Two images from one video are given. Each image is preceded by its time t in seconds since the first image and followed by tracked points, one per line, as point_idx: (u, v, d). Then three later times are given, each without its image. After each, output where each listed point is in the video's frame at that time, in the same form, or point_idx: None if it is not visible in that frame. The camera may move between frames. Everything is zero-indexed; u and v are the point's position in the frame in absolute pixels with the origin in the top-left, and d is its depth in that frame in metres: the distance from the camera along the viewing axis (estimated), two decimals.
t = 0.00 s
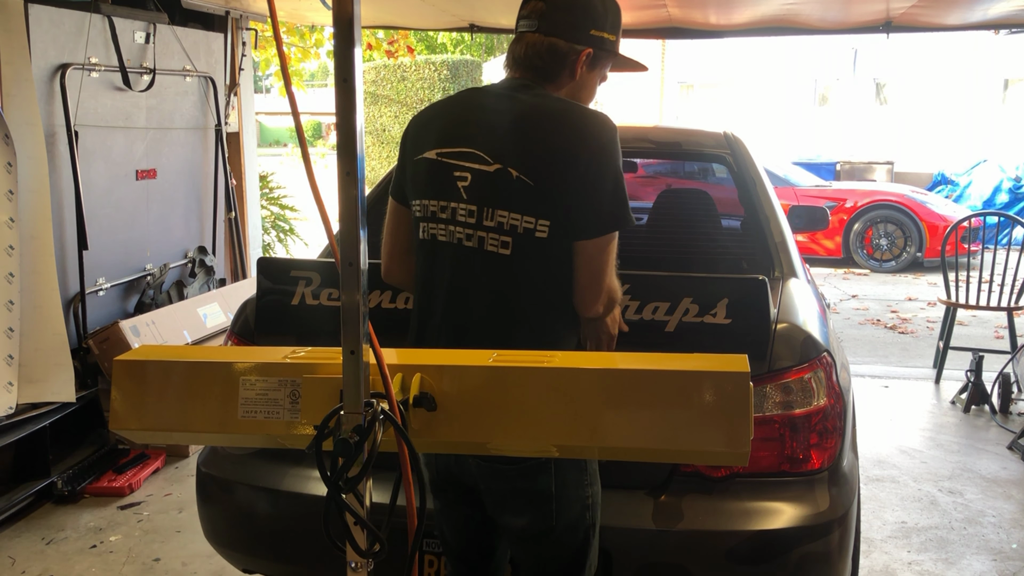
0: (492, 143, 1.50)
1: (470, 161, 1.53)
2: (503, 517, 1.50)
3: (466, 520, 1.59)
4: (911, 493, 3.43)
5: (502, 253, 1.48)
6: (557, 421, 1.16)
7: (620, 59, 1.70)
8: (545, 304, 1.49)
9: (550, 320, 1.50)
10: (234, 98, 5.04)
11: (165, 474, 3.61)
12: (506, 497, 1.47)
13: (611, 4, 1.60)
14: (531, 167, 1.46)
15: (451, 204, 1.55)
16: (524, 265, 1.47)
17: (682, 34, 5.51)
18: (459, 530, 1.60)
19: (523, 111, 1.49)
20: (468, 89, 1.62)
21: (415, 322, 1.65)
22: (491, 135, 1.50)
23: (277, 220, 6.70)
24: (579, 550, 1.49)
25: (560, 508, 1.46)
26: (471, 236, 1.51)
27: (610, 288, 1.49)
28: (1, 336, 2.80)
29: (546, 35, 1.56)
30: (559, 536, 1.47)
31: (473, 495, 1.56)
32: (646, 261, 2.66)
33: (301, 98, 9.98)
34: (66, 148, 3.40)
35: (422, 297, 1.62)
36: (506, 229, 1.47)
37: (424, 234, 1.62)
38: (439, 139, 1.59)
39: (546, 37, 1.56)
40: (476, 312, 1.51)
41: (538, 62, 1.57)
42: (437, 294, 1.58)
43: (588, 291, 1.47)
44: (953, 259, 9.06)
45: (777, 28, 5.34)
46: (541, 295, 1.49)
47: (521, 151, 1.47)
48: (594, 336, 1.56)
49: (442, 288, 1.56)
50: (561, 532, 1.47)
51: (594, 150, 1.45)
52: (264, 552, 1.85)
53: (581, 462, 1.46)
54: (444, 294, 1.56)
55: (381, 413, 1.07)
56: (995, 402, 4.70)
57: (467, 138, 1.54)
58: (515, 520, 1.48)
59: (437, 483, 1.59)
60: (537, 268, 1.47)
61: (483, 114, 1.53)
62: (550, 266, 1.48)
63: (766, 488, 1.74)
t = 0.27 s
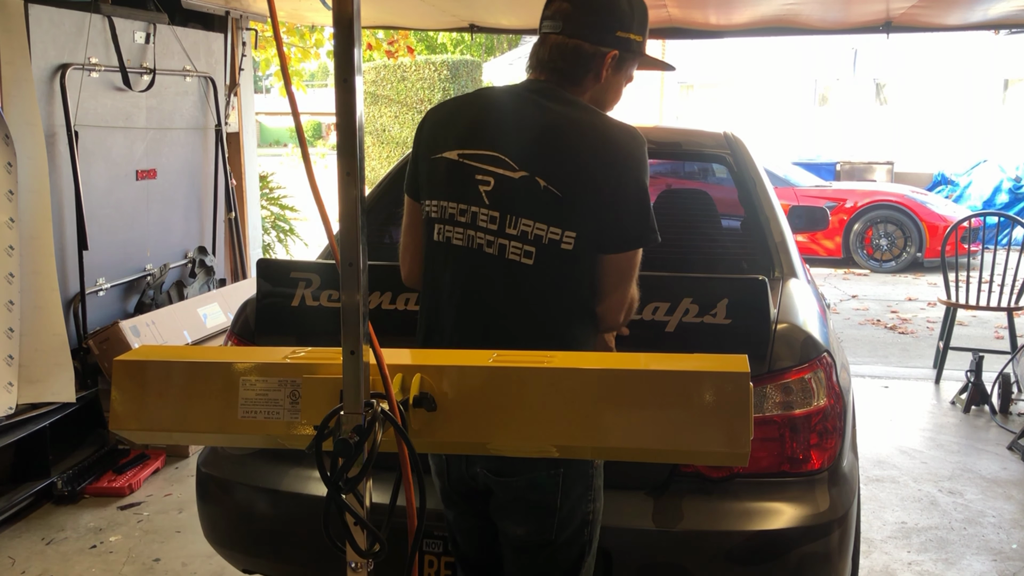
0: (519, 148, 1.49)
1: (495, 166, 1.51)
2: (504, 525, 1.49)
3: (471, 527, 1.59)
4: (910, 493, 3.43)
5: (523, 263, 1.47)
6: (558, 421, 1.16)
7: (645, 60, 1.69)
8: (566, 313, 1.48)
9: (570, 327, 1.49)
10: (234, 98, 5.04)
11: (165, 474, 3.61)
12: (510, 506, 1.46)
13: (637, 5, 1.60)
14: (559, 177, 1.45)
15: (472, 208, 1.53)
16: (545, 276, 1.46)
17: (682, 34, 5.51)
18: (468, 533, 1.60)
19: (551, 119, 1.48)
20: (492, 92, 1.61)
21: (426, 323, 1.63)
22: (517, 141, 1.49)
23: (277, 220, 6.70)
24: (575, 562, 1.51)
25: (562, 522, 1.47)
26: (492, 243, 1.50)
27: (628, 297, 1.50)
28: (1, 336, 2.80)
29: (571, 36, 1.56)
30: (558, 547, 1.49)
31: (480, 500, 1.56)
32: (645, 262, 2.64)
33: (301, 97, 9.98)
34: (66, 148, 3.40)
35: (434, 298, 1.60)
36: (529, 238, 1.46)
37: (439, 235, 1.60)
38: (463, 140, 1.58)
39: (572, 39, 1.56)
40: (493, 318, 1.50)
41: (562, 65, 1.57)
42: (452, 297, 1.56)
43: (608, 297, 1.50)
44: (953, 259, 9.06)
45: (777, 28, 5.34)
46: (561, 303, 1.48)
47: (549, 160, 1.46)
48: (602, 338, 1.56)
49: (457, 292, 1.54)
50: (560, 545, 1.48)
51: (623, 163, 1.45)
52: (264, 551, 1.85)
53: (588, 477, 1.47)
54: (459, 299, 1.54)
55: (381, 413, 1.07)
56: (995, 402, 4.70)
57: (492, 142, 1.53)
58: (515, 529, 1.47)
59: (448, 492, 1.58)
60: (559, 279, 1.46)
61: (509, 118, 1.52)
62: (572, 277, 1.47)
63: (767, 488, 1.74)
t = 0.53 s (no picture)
0: (525, 150, 1.49)
1: (500, 167, 1.51)
2: (505, 532, 1.49)
3: (470, 534, 1.59)
4: (911, 493, 3.43)
5: (528, 265, 1.47)
6: (558, 421, 1.16)
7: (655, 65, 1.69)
8: (572, 315, 1.48)
9: (576, 329, 1.49)
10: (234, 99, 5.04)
11: (165, 474, 3.61)
12: (511, 513, 1.46)
13: (647, 9, 1.60)
14: (565, 179, 1.45)
15: (476, 209, 1.53)
16: (551, 279, 1.46)
17: (682, 34, 5.51)
18: (467, 539, 1.60)
19: (558, 121, 1.48)
20: (500, 93, 1.61)
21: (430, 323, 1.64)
22: (523, 142, 1.49)
23: (277, 221, 6.70)
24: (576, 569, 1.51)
25: (564, 529, 1.46)
26: (497, 244, 1.50)
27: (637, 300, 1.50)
28: (1, 336, 2.80)
29: (580, 39, 1.55)
30: (560, 555, 1.48)
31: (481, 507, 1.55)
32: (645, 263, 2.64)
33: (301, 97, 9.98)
34: (67, 148, 3.40)
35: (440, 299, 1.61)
36: (535, 240, 1.46)
37: (444, 236, 1.61)
38: (469, 142, 1.58)
39: (581, 42, 1.55)
40: (497, 320, 1.50)
41: (571, 68, 1.57)
42: (456, 299, 1.56)
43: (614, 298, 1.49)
44: (954, 259, 9.06)
45: (778, 28, 5.34)
46: (567, 306, 1.48)
47: (555, 162, 1.46)
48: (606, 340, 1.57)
49: (461, 294, 1.54)
50: (561, 553, 1.48)
51: (631, 166, 1.44)
52: (264, 552, 1.85)
53: (590, 483, 1.47)
54: (463, 300, 1.54)
55: (381, 413, 1.07)
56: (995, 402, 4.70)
57: (497, 143, 1.53)
58: (516, 537, 1.46)
59: (448, 499, 1.58)
60: (565, 282, 1.46)
61: (516, 119, 1.52)
62: (578, 279, 1.47)
63: (767, 488, 1.74)
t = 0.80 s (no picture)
0: (525, 150, 1.48)
1: (500, 167, 1.50)
2: (510, 532, 1.48)
3: (468, 538, 1.58)
4: (911, 493, 3.43)
5: (531, 266, 1.46)
6: (559, 421, 1.16)
7: (645, 66, 1.70)
8: (572, 315, 1.49)
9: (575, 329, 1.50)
10: (234, 99, 5.03)
11: (165, 474, 3.61)
12: (518, 514, 1.46)
13: (640, 11, 1.60)
14: (567, 179, 1.45)
15: (475, 210, 1.52)
16: (554, 279, 1.46)
17: (682, 34, 5.50)
18: (464, 545, 1.59)
19: (558, 121, 1.47)
20: (492, 94, 1.60)
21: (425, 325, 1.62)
22: (522, 142, 1.48)
23: (277, 221, 6.70)
24: (580, 562, 1.53)
25: (571, 523, 1.48)
26: (499, 245, 1.48)
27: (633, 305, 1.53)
28: (1, 336, 2.80)
29: (576, 41, 1.55)
30: (564, 551, 1.49)
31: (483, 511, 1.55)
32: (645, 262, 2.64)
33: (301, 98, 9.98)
34: (67, 148, 3.40)
35: (435, 301, 1.59)
36: (538, 241, 1.45)
37: (440, 239, 1.58)
38: (465, 142, 1.56)
39: (575, 43, 1.55)
40: (497, 321, 1.49)
41: (566, 69, 1.57)
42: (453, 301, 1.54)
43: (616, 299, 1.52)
44: (953, 259, 9.06)
45: (778, 28, 5.34)
46: (568, 305, 1.48)
47: (557, 161, 1.45)
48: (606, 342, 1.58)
49: (460, 295, 1.53)
50: (568, 548, 1.49)
51: (631, 166, 1.46)
52: (264, 551, 1.85)
53: (592, 475, 1.50)
54: (461, 302, 1.53)
55: (381, 413, 1.08)
56: (995, 402, 4.70)
57: (495, 144, 1.51)
58: (524, 536, 1.46)
59: (449, 503, 1.57)
60: (567, 282, 1.47)
61: (514, 120, 1.51)
62: (579, 279, 1.48)
63: (766, 488, 1.74)
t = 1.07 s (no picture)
0: (504, 159, 1.46)
1: (478, 177, 1.48)
2: (518, 537, 1.48)
3: (461, 542, 1.57)
4: (911, 493, 3.43)
5: (519, 274, 1.46)
6: (557, 422, 1.16)
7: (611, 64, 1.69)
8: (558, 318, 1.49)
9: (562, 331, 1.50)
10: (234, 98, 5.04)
11: (165, 474, 3.61)
12: (524, 517, 1.46)
13: (608, 9, 1.59)
14: (548, 185, 1.44)
15: (457, 222, 1.50)
16: (541, 286, 1.46)
17: (682, 34, 5.50)
18: (458, 549, 1.58)
19: (535, 127, 1.46)
20: (461, 100, 1.57)
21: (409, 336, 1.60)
22: (500, 151, 1.46)
23: (277, 221, 6.70)
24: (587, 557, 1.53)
25: (575, 520, 1.48)
26: (484, 256, 1.47)
27: (614, 295, 1.52)
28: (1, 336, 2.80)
29: (548, 40, 1.53)
30: (569, 547, 1.49)
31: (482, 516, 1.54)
32: (646, 263, 2.65)
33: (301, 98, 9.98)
34: (66, 148, 3.40)
35: (418, 314, 1.57)
36: (524, 249, 1.45)
37: (421, 252, 1.56)
38: (439, 154, 1.53)
39: (547, 42, 1.53)
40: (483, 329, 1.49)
41: (537, 69, 1.55)
42: (438, 312, 1.53)
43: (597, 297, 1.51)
44: (953, 259, 9.06)
45: (778, 28, 5.34)
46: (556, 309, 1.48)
47: (537, 169, 1.44)
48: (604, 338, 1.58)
49: (445, 306, 1.52)
50: (575, 543, 1.49)
51: (611, 166, 1.45)
52: (265, 552, 1.85)
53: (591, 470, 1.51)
54: (446, 312, 1.52)
55: (382, 413, 1.07)
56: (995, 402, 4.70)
57: (472, 154, 1.49)
58: (534, 539, 1.46)
59: (442, 513, 1.55)
60: (556, 286, 1.47)
61: (488, 128, 1.49)
62: (565, 281, 1.48)
63: (767, 488, 1.73)
